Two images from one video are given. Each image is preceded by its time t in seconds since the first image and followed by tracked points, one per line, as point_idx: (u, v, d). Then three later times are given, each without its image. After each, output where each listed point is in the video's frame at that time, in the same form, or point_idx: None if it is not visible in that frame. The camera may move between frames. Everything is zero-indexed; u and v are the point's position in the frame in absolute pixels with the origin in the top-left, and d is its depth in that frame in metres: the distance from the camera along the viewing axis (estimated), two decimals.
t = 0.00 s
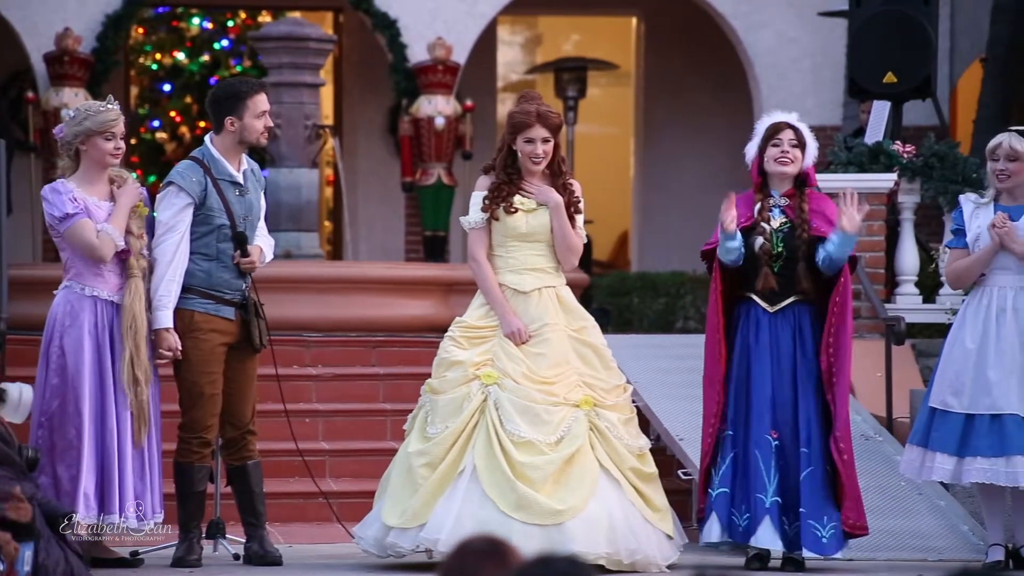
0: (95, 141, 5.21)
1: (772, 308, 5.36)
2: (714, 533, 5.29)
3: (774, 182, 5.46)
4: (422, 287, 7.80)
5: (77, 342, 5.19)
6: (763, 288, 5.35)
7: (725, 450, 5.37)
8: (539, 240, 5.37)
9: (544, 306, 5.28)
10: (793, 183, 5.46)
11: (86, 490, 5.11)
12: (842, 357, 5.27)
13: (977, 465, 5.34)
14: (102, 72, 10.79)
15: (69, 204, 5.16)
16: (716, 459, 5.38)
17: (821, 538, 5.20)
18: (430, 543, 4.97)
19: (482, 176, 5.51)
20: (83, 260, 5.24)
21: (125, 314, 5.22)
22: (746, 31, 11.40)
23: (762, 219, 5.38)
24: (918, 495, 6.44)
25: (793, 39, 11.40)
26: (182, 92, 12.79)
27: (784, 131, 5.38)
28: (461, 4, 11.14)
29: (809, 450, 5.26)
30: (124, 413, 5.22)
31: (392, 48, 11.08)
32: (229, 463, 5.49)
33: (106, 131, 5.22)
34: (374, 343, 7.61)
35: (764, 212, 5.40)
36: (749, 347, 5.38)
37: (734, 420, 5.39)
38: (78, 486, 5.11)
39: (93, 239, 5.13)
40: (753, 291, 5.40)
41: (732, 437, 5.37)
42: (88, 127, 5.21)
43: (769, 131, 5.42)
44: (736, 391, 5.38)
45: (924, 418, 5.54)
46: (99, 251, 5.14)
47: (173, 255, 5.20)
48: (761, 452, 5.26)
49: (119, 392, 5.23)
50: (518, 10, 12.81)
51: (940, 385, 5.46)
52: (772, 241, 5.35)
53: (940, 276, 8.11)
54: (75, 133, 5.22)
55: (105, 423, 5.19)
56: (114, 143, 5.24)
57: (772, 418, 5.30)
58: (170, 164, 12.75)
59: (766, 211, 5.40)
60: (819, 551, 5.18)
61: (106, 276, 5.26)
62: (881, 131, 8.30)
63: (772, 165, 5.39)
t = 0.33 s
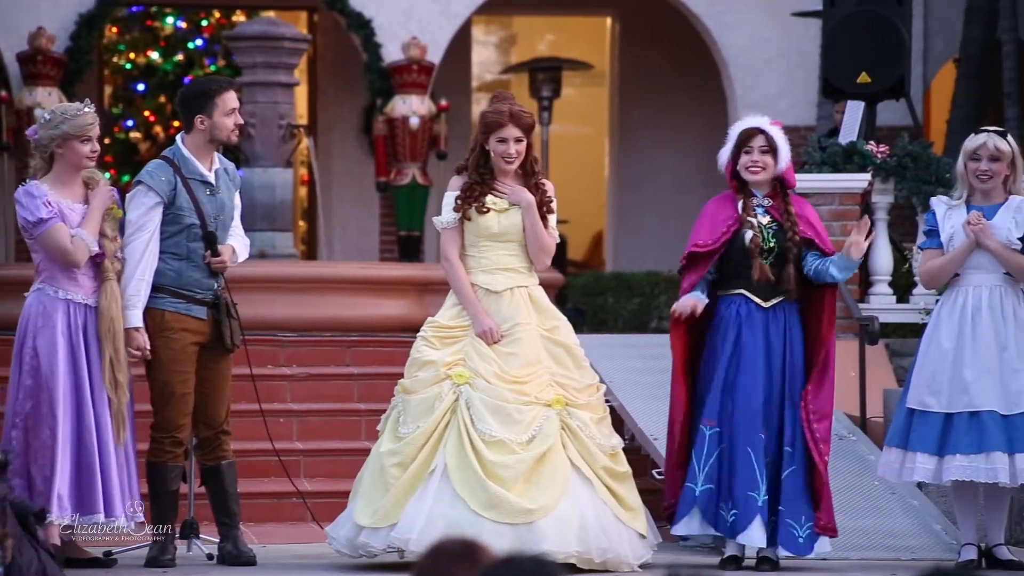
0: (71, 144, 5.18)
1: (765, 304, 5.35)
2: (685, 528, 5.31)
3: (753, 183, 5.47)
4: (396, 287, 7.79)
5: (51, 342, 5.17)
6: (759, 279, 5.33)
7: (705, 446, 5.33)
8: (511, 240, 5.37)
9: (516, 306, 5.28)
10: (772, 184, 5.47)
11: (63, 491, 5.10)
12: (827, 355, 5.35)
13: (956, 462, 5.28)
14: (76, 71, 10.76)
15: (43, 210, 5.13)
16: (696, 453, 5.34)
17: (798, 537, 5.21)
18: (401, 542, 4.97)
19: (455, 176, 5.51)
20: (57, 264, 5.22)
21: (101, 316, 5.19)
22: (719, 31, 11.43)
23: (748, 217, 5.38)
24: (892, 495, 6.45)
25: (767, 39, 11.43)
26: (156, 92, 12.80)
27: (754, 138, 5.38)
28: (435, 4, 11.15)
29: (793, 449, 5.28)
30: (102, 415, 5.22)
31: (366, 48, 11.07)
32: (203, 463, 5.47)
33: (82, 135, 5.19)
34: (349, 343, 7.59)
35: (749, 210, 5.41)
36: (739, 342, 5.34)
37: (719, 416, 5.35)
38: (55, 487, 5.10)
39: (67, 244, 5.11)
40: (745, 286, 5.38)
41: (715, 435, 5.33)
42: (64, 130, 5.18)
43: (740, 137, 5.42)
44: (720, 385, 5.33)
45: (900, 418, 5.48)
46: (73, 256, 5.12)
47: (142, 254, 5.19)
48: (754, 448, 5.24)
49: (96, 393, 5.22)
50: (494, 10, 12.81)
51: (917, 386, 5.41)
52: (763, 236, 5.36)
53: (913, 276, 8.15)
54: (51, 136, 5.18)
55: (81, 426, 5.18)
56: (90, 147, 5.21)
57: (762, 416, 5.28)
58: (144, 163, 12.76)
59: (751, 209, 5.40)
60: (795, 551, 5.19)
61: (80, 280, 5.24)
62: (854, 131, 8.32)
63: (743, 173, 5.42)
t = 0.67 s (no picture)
0: (42, 143, 5.16)
1: (730, 310, 5.38)
2: (700, 530, 5.19)
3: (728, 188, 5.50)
4: (370, 287, 7.79)
5: (24, 340, 5.14)
6: (720, 287, 5.39)
7: (693, 449, 5.28)
8: (483, 240, 5.37)
9: (488, 306, 5.28)
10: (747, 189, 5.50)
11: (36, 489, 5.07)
12: (816, 364, 5.37)
13: (949, 461, 5.23)
14: (47, 70, 10.73)
15: (13, 208, 5.11)
16: (684, 455, 5.28)
17: (786, 538, 5.19)
18: (375, 542, 4.96)
19: (429, 176, 5.52)
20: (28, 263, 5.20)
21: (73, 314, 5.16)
22: (692, 31, 11.46)
23: (714, 223, 5.41)
24: (864, 494, 6.48)
25: (740, 39, 11.46)
26: (129, 92, 12.74)
27: (732, 143, 5.41)
28: (409, 3, 11.15)
29: (774, 450, 5.26)
30: (73, 414, 5.21)
31: (340, 48, 11.07)
32: (186, 460, 5.45)
33: (53, 133, 5.17)
34: (322, 343, 7.53)
35: (719, 215, 5.44)
36: (709, 344, 5.35)
37: (702, 419, 5.32)
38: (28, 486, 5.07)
39: (38, 243, 5.08)
40: (711, 293, 5.41)
41: (701, 437, 5.28)
42: (35, 128, 5.15)
43: (718, 142, 5.45)
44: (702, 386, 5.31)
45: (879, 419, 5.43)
46: (45, 254, 5.09)
47: (110, 251, 5.17)
48: (736, 449, 5.24)
49: (67, 392, 5.21)
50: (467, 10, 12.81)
51: (899, 386, 5.37)
52: (727, 241, 5.39)
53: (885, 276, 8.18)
54: (21, 134, 5.15)
55: (54, 425, 5.16)
56: (61, 145, 5.19)
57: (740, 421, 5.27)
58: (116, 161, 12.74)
59: (720, 214, 5.44)
60: (784, 552, 5.17)
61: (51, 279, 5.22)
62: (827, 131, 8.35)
63: (720, 177, 5.45)
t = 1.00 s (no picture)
0: (17, 139, 5.12)
1: (696, 307, 5.38)
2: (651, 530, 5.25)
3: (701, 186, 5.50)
4: (344, 287, 7.77)
5: None
6: (679, 289, 5.40)
7: (658, 446, 5.31)
8: (458, 240, 5.37)
9: (463, 305, 5.28)
10: (720, 186, 5.49)
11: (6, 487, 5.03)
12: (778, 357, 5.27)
13: (953, 462, 5.27)
14: (19, 70, 10.67)
15: None
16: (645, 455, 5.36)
17: (738, 534, 5.17)
18: (351, 541, 4.96)
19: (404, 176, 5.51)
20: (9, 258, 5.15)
21: (53, 307, 5.19)
22: (666, 31, 11.49)
23: (683, 222, 5.43)
24: (837, 494, 6.48)
25: (714, 39, 11.49)
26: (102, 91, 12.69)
27: (709, 140, 5.41)
28: (383, 3, 11.13)
29: (731, 448, 5.23)
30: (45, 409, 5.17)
31: (314, 47, 11.04)
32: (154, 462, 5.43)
33: (28, 129, 5.14)
34: (296, 343, 7.49)
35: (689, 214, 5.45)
36: (671, 343, 5.37)
37: (664, 415, 5.35)
38: None
39: (20, 233, 5.05)
40: (673, 290, 5.44)
41: (661, 433, 5.32)
42: (11, 124, 5.11)
43: (695, 139, 5.44)
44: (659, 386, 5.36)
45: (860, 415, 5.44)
46: (27, 245, 5.06)
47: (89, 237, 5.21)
48: (687, 449, 5.26)
49: (39, 388, 5.16)
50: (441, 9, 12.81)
51: (895, 386, 5.36)
52: (694, 240, 5.41)
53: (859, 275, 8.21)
54: None
55: (25, 422, 5.12)
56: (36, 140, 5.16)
57: (695, 409, 5.30)
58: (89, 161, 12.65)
59: (690, 212, 5.45)
60: (736, 548, 5.16)
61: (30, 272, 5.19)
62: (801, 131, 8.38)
63: (698, 175, 5.43)
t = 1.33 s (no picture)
0: None
1: (666, 305, 5.39)
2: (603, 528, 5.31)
3: (669, 185, 5.50)
4: (317, 287, 7.74)
5: None
6: (651, 288, 5.40)
7: (616, 447, 5.35)
8: (432, 240, 5.37)
9: (438, 305, 5.28)
10: (689, 185, 5.49)
11: None
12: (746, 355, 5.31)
13: (925, 462, 5.32)
14: None
15: None
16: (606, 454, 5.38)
17: (691, 535, 5.19)
18: (330, 542, 4.95)
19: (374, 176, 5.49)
20: None
21: (36, 304, 5.24)
22: (639, 31, 11.51)
23: (654, 221, 5.42)
24: (809, 493, 6.44)
25: (686, 40, 11.52)
26: (74, 91, 12.62)
27: (677, 140, 5.40)
28: (356, 2, 11.13)
29: (690, 447, 5.24)
30: (26, 406, 5.19)
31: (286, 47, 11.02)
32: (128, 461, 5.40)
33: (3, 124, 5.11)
34: (268, 343, 7.46)
35: (658, 213, 5.44)
36: (641, 343, 5.39)
37: (626, 416, 5.39)
38: None
39: (11, 229, 5.09)
40: (644, 289, 5.43)
41: (622, 434, 5.36)
42: None
43: (663, 139, 5.43)
44: (624, 385, 5.38)
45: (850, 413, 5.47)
46: (17, 242, 5.11)
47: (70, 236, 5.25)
48: (651, 449, 5.28)
49: (23, 383, 5.19)
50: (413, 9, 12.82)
51: (875, 385, 5.41)
52: (665, 239, 5.41)
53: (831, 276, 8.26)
54: None
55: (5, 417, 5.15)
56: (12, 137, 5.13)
57: (660, 411, 5.31)
58: (62, 161, 12.55)
59: (660, 211, 5.44)
60: (688, 549, 5.17)
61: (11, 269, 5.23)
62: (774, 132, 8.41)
63: (666, 176, 5.43)
